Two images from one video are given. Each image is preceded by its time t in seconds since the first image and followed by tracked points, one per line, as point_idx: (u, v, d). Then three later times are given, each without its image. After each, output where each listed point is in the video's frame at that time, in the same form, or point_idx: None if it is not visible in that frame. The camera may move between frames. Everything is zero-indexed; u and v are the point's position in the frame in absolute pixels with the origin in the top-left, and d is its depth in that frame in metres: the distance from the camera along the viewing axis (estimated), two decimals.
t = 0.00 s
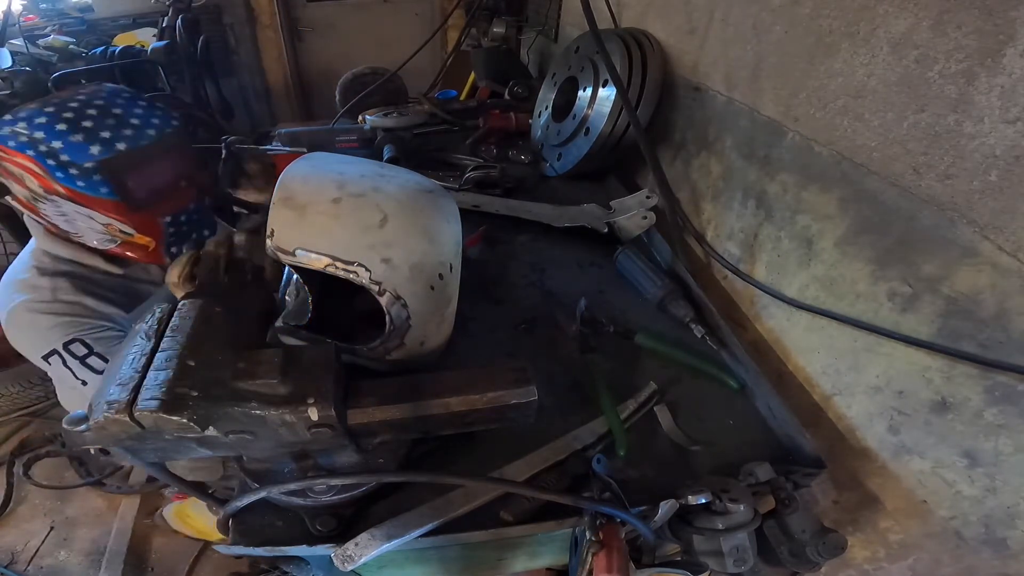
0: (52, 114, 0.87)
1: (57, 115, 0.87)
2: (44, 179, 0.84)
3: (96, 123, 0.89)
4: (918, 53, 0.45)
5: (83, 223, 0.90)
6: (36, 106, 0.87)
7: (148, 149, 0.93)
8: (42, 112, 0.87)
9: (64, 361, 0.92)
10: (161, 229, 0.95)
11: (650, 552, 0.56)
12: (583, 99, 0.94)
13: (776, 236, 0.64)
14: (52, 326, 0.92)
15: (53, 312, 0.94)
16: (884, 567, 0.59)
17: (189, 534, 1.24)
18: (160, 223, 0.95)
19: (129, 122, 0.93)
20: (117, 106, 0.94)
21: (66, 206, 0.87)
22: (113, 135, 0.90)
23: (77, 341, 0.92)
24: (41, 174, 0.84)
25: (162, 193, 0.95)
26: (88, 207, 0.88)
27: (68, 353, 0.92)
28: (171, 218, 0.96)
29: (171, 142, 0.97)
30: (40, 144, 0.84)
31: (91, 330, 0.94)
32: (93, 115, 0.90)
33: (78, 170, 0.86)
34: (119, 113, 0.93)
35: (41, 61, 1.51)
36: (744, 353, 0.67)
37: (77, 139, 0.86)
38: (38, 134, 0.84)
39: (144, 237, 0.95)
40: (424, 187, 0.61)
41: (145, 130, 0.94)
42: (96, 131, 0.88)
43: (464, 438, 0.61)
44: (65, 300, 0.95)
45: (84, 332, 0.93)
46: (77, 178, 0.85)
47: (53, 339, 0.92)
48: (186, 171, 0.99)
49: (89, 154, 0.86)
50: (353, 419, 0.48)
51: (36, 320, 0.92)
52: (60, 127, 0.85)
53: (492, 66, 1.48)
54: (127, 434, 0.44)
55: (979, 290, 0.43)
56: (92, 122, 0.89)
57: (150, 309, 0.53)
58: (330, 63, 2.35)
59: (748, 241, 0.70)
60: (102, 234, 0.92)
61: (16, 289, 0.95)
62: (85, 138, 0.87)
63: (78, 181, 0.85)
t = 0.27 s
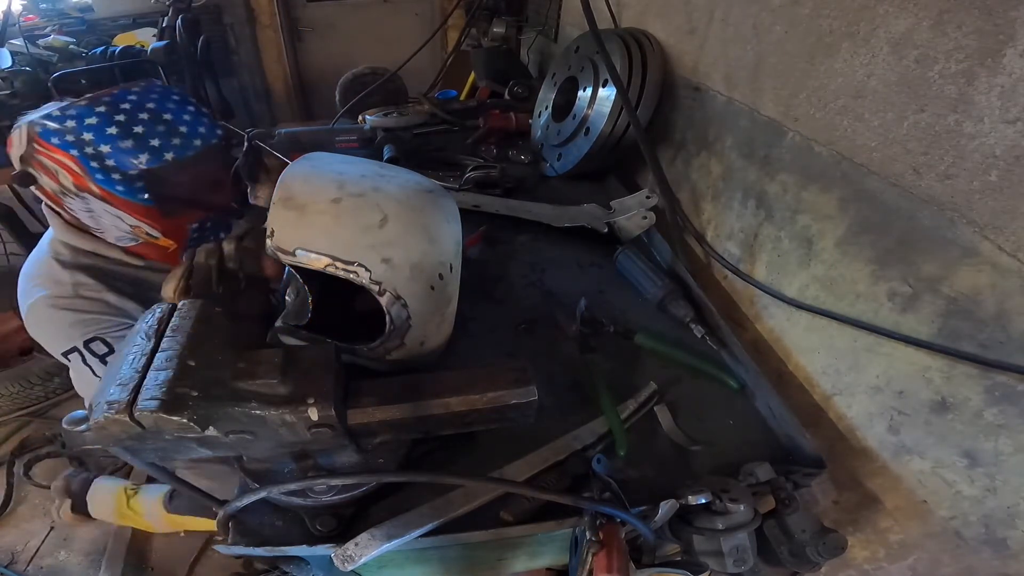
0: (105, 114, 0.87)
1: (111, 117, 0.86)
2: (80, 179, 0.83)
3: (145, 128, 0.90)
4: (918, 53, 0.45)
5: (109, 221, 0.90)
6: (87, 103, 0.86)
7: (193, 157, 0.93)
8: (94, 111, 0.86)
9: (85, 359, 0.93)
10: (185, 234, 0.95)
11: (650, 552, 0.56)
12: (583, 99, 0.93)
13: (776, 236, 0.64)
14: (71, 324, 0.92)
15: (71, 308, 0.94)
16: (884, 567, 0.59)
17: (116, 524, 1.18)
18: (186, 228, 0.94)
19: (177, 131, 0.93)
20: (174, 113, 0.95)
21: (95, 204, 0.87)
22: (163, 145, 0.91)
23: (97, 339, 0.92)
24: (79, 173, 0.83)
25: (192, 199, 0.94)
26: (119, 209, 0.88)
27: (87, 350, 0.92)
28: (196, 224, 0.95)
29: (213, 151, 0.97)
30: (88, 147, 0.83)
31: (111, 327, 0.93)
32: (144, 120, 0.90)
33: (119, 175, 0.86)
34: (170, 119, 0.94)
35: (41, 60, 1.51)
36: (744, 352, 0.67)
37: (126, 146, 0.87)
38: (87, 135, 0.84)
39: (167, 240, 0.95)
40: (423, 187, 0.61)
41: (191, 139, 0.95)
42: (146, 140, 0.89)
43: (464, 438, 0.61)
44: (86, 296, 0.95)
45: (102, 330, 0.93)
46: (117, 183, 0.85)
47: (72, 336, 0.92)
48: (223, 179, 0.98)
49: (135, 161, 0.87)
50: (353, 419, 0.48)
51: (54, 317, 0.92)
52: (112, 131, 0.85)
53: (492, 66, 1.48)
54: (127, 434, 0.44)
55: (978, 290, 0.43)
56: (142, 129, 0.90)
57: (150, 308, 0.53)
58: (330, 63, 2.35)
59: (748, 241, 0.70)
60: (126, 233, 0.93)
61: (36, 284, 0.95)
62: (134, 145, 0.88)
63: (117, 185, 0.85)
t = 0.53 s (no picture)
0: (119, 124, 0.88)
1: (126, 128, 0.88)
2: (86, 190, 0.87)
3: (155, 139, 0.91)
4: (918, 53, 0.45)
5: (107, 234, 0.94)
6: (100, 112, 0.87)
7: (200, 174, 0.95)
8: (109, 120, 0.87)
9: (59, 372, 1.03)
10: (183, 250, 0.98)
11: (651, 552, 0.56)
12: (583, 99, 0.93)
13: (776, 236, 0.64)
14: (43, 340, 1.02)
15: (44, 323, 1.03)
16: (884, 567, 0.59)
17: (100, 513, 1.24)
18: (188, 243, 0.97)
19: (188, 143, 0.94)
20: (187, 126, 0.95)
21: (95, 216, 0.90)
22: (177, 158, 0.92)
23: (69, 355, 1.02)
24: (84, 184, 0.87)
25: (200, 213, 0.97)
26: (123, 222, 0.91)
27: (59, 365, 1.03)
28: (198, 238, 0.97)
29: (218, 170, 0.99)
30: (101, 158, 0.86)
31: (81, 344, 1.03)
32: (158, 132, 0.91)
33: (129, 188, 0.89)
34: (181, 130, 0.94)
35: (41, 60, 1.51)
36: (744, 352, 0.67)
37: (143, 157, 0.89)
38: (102, 146, 0.86)
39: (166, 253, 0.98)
40: (423, 187, 0.61)
41: (201, 155, 0.96)
42: (162, 151, 0.91)
43: (464, 438, 0.61)
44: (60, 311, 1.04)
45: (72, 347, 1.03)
46: (126, 196, 0.89)
47: (43, 354, 1.02)
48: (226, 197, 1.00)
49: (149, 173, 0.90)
50: (353, 419, 0.48)
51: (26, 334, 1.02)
52: (127, 142, 0.87)
53: (492, 66, 1.48)
54: (127, 434, 0.44)
55: (979, 290, 0.43)
56: (156, 140, 0.90)
57: (150, 309, 0.53)
58: (330, 63, 2.35)
59: (748, 241, 0.70)
60: (124, 245, 0.97)
61: (6, 300, 1.04)
62: (149, 156, 0.89)
63: (126, 198, 0.89)
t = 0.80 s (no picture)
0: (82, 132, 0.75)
1: (94, 136, 0.75)
2: (55, 205, 0.72)
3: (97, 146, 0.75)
4: (918, 53, 0.45)
5: (78, 254, 0.77)
6: (60, 121, 0.75)
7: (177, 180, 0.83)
8: (73, 129, 0.75)
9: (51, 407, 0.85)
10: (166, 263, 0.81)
11: (651, 552, 0.56)
12: (583, 99, 0.93)
13: (776, 236, 0.64)
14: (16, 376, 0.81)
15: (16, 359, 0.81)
16: (884, 567, 0.59)
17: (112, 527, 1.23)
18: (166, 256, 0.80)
19: (163, 149, 0.83)
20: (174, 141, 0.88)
21: (66, 235, 0.74)
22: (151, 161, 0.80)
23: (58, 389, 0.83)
24: (51, 199, 0.72)
25: (168, 222, 0.81)
26: (98, 237, 0.75)
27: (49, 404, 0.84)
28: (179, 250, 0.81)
29: (182, 177, 0.85)
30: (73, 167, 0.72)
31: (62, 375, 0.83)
32: (127, 137, 0.79)
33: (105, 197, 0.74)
34: (147, 137, 0.82)
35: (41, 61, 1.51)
36: (744, 352, 0.67)
37: (119, 164, 0.76)
38: (70, 154, 0.72)
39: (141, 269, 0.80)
40: (423, 186, 0.61)
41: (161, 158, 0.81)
42: (137, 156, 0.78)
43: (464, 438, 0.61)
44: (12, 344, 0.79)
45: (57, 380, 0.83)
46: (104, 207, 0.74)
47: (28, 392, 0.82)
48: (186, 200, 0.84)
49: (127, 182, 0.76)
50: (353, 419, 0.48)
51: None
52: (99, 149, 0.74)
53: (491, 66, 1.48)
54: (127, 434, 0.44)
55: (979, 290, 0.43)
56: (129, 146, 0.78)
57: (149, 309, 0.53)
58: (330, 63, 2.35)
59: (748, 241, 0.70)
60: (96, 264, 0.79)
61: None
62: (122, 164, 0.76)
63: (103, 209, 0.74)
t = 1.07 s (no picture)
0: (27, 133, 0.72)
1: (40, 136, 0.72)
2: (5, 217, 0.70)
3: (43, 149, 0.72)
4: (918, 53, 0.45)
5: (33, 271, 0.74)
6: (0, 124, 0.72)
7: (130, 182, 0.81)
8: (15, 130, 0.71)
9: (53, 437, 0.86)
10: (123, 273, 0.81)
11: (651, 552, 0.56)
12: (583, 100, 0.93)
13: (776, 236, 0.64)
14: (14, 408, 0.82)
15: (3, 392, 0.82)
16: (884, 567, 0.59)
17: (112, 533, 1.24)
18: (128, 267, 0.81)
19: (114, 148, 0.80)
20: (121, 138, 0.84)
21: (18, 249, 0.72)
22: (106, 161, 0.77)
23: (58, 415, 0.85)
24: None
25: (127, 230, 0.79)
26: (56, 249, 0.73)
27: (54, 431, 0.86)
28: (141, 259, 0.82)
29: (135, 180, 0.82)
30: (22, 172, 0.70)
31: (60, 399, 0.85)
32: (75, 136, 0.76)
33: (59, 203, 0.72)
34: (95, 136, 0.79)
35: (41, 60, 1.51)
36: (744, 352, 0.67)
37: (72, 165, 0.73)
38: (19, 159, 0.70)
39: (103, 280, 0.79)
40: (423, 186, 0.61)
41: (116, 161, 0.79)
42: (89, 156, 0.76)
43: (464, 438, 0.61)
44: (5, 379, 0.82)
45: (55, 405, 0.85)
46: (59, 214, 0.72)
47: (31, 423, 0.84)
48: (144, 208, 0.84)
49: (81, 184, 0.74)
50: (353, 419, 0.48)
51: None
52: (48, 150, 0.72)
53: (491, 66, 1.48)
54: (127, 434, 0.44)
55: (979, 291, 0.43)
56: (80, 146, 0.75)
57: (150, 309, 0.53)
58: (330, 63, 2.35)
59: (748, 241, 0.70)
60: (54, 280, 0.76)
61: None
62: (73, 166, 0.74)
63: (59, 216, 0.72)
